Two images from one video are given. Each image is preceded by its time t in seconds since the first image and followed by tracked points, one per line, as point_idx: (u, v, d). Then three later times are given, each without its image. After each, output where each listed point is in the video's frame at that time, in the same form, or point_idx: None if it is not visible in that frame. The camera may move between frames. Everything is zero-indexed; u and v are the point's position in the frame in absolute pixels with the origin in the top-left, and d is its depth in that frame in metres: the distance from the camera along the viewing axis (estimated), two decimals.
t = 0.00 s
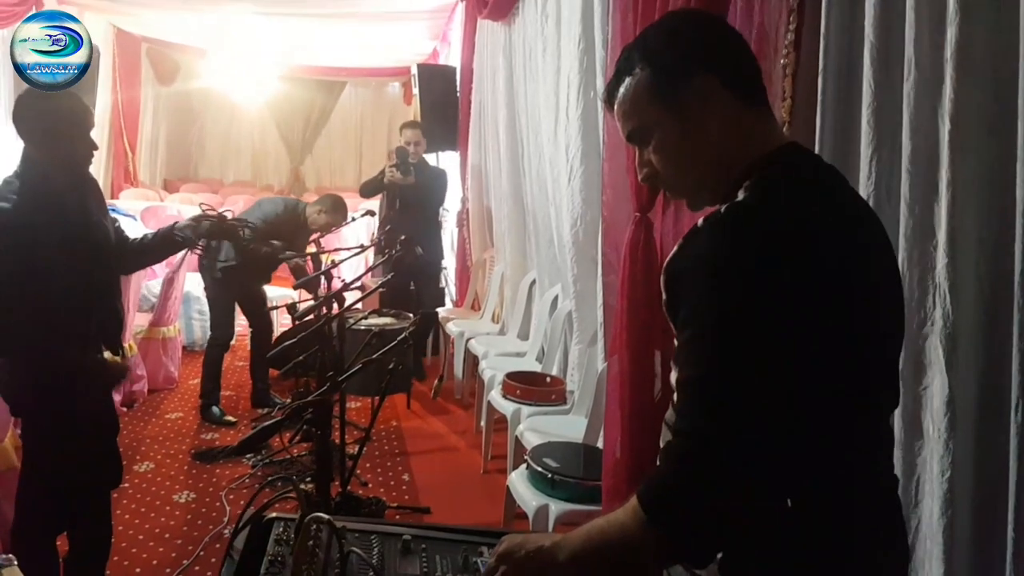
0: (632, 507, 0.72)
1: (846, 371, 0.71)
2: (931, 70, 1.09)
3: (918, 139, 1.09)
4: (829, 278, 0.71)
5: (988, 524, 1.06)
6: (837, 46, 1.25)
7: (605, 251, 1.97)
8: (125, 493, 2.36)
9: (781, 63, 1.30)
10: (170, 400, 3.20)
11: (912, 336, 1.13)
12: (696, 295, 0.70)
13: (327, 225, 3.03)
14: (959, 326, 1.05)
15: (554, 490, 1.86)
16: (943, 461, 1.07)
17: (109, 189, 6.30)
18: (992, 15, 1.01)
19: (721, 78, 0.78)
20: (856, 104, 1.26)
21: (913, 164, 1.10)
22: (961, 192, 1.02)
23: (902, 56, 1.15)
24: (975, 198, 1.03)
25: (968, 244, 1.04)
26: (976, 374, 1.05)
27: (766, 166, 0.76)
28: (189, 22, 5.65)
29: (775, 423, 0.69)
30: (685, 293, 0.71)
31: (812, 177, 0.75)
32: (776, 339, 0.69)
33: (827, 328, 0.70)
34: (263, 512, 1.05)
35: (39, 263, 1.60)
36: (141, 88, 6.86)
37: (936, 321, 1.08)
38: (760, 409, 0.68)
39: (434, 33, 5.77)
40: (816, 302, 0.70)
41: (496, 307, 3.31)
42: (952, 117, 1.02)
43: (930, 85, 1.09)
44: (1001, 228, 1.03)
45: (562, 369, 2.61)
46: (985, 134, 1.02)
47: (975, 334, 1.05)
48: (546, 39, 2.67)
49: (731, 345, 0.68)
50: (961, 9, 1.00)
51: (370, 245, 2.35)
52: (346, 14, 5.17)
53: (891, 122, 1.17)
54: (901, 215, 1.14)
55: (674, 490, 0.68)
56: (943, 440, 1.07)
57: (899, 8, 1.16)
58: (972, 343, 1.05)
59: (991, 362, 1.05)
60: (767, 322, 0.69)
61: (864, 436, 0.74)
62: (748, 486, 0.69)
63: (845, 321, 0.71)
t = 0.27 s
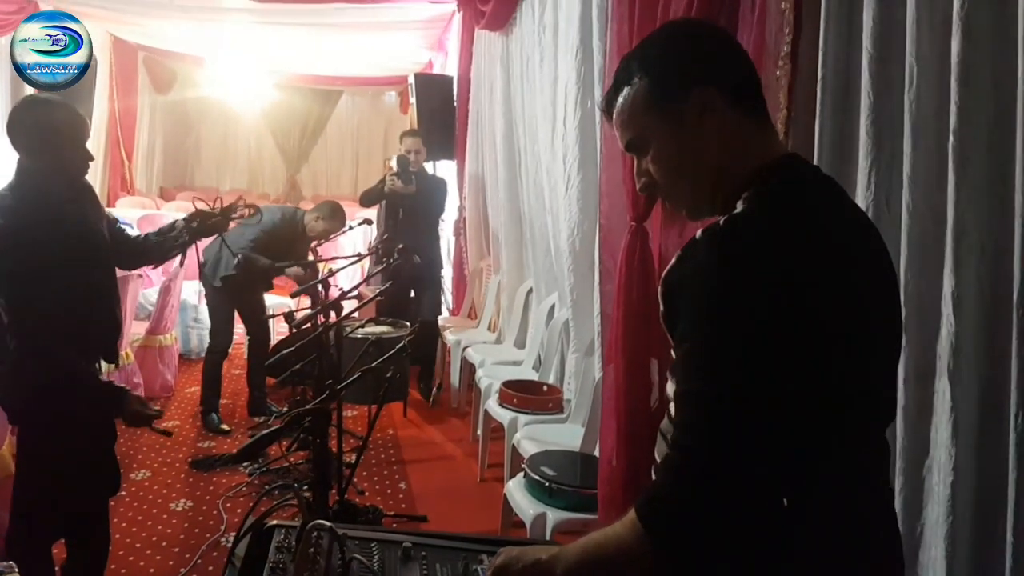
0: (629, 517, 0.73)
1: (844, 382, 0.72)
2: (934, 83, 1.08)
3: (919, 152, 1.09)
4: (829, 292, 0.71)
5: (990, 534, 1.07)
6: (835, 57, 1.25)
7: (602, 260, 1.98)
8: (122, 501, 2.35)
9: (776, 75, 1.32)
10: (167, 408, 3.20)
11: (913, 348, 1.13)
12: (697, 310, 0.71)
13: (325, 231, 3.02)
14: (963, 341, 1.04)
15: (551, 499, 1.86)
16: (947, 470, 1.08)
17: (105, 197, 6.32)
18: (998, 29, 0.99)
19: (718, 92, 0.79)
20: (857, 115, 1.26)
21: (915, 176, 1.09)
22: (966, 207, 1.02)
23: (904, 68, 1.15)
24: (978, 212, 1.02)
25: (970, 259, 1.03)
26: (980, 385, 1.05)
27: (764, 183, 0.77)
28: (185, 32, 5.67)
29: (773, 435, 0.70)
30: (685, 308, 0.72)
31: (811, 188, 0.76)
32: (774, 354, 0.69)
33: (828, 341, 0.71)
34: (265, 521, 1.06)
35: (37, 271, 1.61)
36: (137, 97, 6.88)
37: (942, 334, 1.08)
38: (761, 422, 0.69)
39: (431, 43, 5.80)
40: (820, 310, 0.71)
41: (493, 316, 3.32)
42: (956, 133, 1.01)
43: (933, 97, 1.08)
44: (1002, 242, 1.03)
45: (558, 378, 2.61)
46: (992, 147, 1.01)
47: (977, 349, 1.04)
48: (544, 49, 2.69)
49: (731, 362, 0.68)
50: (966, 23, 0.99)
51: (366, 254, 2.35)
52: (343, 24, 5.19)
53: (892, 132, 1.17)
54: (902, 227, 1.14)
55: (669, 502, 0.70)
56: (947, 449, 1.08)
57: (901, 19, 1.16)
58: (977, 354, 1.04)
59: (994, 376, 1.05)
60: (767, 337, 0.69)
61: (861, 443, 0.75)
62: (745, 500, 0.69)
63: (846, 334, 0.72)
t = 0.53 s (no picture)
0: (631, 524, 0.74)
1: (849, 383, 0.72)
2: (935, 90, 1.10)
3: (922, 158, 1.10)
4: (832, 296, 0.72)
5: (990, 539, 1.07)
6: (836, 64, 1.26)
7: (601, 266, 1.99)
8: (121, 507, 2.35)
9: (774, 81, 1.34)
10: (165, 415, 3.20)
11: (914, 352, 1.14)
12: (697, 315, 0.71)
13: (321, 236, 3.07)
14: (964, 346, 1.05)
15: (551, 505, 1.86)
16: (949, 473, 1.09)
17: (102, 204, 6.32)
18: (998, 36, 1.01)
19: (717, 96, 0.80)
20: (858, 122, 1.27)
21: (917, 182, 1.11)
22: (967, 212, 1.03)
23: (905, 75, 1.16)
24: (979, 218, 1.03)
25: (972, 262, 1.04)
26: (982, 388, 1.06)
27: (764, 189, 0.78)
28: (183, 39, 5.69)
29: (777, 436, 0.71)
30: (684, 313, 0.73)
31: (812, 193, 0.77)
32: (776, 357, 0.70)
33: (830, 345, 0.72)
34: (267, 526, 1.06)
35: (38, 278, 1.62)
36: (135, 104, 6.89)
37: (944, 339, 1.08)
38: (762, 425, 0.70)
39: (428, 50, 5.81)
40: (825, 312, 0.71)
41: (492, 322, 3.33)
42: (958, 140, 1.02)
43: (934, 104, 1.10)
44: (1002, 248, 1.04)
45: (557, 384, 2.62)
46: (994, 154, 1.02)
47: (979, 353, 1.05)
48: (542, 57, 2.70)
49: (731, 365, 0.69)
50: (968, 31, 1.00)
51: (365, 261, 2.35)
52: (340, 32, 5.21)
53: (893, 138, 1.18)
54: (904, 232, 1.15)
55: (668, 506, 0.70)
56: (949, 453, 1.09)
57: (901, 26, 1.17)
58: (980, 358, 1.05)
59: (996, 380, 1.05)
60: (768, 342, 0.70)
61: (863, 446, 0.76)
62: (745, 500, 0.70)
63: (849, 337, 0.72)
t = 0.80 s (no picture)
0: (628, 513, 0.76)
1: (851, 385, 0.75)
2: (941, 97, 1.12)
3: (931, 163, 1.13)
4: (831, 300, 0.74)
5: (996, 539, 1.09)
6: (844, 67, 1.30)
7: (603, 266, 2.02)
8: (126, 507, 2.37)
9: (778, 85, 1.36)
10: (168, 416, 3.22)
11: (921, 354, 1.16)
12: (697, 318, 0.73)
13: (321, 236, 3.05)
14: (969, 348, 1.07)
15: (554, 507, 1.88)
16: (955, 473, 1.11)
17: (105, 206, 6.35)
18: (1005, 44, 1.03)
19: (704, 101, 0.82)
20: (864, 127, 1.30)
21: (923, 187, 1.13)
22: (973, 216, 1.05)
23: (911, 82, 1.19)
24: (984, 222, 1.05)
25: (980, 266, 1.06)
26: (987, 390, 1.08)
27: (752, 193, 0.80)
28: (186, 42, 5.71)
29: (782, 437, 0.73)
30: (683, 315, 0.75)
31: (811, 202, 0.79)
32: (780, 359, 0.72)
33: (828, 350, 0.74)
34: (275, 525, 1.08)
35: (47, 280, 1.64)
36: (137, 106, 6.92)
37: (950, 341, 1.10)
38: (764, 424, 0.72)
39: (427, 53, 5.84)
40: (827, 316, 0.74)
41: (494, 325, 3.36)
42: (965, 145, 1.05)
43: (943, 110, 1.12)
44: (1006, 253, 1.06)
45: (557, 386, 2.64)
46: (999, 159, 1.04)
47: (984, 355, 1.07)
48: (544, 60, 2.73)
49: (733, 365, 0.72)
50: (973, 38, 1.03)
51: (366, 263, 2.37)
52: (341, 34, 5.23)
53: (900, 144, 1.20)
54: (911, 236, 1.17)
55: (663, 500, 0.72)
56: (955, 453, 1.11)
57: (909, 32, 1.19)
58: (985, 360, 1.07)
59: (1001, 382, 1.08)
60: (770, 343, 0.73)
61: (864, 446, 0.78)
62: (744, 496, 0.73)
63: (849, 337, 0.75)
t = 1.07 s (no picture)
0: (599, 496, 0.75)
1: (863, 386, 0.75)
2: (954, 100, 1.11)
3: (942, 166, 1.12)
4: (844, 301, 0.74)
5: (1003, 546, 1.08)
6: (858, 68, 1.30)
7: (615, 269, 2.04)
8: (131, 502, 2.38)
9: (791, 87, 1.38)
10: (173, 412, 3.22)
11: (930, 358, 1.15)
12: (692, 321, 0.73)
13: (327, 230, 3.09)
14: (980, 352, 1.06)
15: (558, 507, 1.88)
16: (961, 478, 1.10)
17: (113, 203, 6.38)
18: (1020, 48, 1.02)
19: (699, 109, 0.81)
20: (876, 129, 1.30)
21: (935, 190, 1.13)
22: (985, 219, 1.05)
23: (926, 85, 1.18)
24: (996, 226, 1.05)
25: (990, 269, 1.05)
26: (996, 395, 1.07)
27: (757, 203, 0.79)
28: (194, 40, 5.73)
29: (794, 437, 0.73)
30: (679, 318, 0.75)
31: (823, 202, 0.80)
32: (792, 358, 0.72)
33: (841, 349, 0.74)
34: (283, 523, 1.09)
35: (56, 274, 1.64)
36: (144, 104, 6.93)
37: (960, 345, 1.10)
38: (776, 424, 0.72)
39: (435, 53, 5.84)
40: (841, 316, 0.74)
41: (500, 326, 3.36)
42: (978, 148, 1.04)
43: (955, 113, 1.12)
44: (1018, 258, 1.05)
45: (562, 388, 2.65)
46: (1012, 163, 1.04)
47: (993, 359, 1.06)
48: (553, 62, 2.73)
49: (743, 366, 0.71)
50: (988, 42, 1.03)
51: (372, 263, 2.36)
52: (349, 34, 5.24)
53: (913, 148, 1.20)
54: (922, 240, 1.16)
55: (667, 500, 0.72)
56: (962, 458, 1.10)
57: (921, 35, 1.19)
58: (994, 365, 1.06)
59: (1010, 387, 1.07)
60: (778, 351, 0.72)
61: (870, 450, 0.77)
62: (748, 496, 0.73)
63: (851, 340, 0.75)
